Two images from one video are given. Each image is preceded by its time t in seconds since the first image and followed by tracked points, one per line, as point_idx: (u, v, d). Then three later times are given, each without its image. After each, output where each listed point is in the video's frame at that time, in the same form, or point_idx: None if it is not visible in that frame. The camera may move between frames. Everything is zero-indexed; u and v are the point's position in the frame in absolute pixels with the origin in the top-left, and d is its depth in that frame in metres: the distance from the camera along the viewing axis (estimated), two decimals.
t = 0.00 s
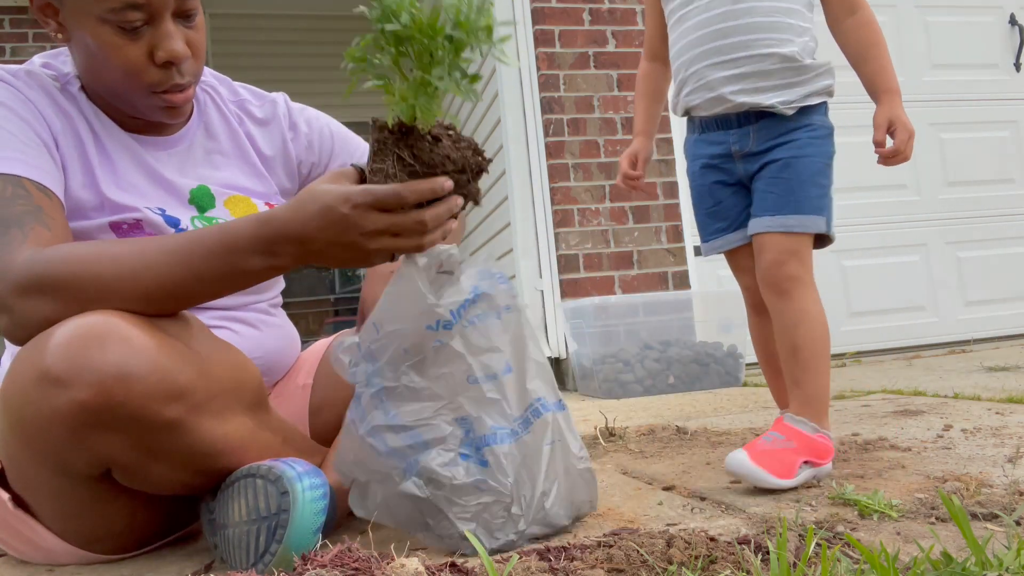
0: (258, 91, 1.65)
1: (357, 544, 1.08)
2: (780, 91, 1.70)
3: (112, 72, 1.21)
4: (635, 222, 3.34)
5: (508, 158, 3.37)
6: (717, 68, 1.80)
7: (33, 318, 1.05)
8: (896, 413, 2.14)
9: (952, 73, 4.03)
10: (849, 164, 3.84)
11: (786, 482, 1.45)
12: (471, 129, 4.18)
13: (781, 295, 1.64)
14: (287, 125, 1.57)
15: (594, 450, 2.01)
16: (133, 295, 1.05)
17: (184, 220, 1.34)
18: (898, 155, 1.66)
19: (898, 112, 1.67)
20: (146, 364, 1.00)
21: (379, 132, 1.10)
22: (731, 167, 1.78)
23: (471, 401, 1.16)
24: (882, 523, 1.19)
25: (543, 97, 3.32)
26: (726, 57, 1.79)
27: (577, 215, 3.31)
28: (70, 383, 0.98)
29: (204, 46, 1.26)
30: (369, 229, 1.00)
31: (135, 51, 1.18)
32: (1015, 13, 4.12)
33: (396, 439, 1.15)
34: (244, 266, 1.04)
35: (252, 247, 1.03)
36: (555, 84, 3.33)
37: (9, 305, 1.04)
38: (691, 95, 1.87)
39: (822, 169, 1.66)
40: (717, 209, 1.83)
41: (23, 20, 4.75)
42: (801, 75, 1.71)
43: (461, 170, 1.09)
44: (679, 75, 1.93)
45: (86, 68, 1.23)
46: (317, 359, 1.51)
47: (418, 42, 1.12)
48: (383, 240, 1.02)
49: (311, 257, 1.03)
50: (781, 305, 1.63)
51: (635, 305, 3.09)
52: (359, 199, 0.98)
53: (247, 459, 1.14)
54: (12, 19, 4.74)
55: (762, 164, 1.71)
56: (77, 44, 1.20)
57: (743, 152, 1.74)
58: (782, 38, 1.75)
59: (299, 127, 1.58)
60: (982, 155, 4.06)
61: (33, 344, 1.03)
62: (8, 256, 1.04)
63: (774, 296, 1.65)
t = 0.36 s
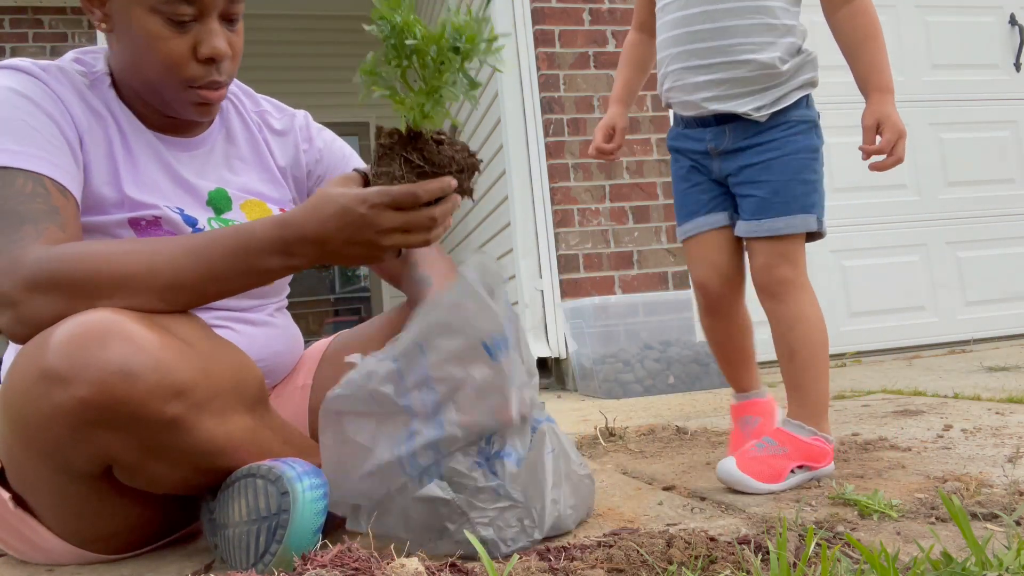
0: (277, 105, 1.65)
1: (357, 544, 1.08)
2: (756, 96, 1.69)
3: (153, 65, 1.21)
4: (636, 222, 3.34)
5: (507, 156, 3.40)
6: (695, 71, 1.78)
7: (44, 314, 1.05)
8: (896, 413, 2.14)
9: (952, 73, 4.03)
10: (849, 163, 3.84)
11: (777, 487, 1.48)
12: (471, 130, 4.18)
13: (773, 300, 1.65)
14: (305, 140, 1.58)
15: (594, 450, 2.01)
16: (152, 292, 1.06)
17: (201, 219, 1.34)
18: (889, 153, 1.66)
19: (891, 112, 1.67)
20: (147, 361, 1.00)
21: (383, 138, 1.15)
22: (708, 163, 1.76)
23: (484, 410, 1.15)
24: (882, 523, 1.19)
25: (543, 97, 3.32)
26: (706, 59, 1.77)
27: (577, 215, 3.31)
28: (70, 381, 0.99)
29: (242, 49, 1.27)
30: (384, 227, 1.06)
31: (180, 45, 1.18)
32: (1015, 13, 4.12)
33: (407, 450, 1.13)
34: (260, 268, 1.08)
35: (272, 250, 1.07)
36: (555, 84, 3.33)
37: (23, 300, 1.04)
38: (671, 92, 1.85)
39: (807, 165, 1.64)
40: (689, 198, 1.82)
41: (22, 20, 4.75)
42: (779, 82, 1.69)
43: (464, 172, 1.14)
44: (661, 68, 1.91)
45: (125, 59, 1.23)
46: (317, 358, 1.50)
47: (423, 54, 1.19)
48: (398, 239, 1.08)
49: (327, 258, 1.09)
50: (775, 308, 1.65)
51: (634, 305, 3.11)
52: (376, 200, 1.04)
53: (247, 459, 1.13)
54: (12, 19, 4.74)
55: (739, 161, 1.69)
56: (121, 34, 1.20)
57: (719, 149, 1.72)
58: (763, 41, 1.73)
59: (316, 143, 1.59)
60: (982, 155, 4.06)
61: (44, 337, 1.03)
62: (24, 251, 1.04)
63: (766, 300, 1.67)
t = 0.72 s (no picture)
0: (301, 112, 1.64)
1: (357, 544, 1.07)
2: (724, 101, 1.68)
3: (201, 65, 1.22)
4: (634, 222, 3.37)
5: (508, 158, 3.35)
6: (662, 75, 1.74)
7: (66, 291, 1.04)
8: (897, 412, 2.14)
9: (952, 73, 4.03)
10: (849, 163, 3.84)
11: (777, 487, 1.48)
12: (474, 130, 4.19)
13: (745, 305, 1.63)
14: (331, 149, 1.57)
15: (594, 450, 2.01)
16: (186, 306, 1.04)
17: (225, 224, 1.35)
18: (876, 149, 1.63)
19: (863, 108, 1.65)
20: (148, 361, 0.99)
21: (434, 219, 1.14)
22: (666, 169, 1.73)
23: (518, 427, 1.15)
24: (882, 523, 1.19)
25: (544, 97, 3.32)
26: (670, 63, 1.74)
27: (577, 215, 3.31)
28: (70, 380, 0.99)
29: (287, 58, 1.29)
30: (430, 302, 1.05)
31: (234, 45, 1.19)
32: (1015, 13, 4.12)
33: (438, 469, 1.11)
34: (293, 314, 1.03)
35: (311, 299, 1.02)
36: (555, 84, 3.33)
37: (56, 271, 1.03)
38: (631, 97, 1.79)
39: (764, 169, 1.65)
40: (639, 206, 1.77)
41: (22, 20, 4.75)
42: (745, 87, 1.70)
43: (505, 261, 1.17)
44: (619, 72, 1.85)
45: (173, 56, 1.24)
46: (317, 359, 1.50)
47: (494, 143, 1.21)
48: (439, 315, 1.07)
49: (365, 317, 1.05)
50: (749, 315, 1.63)
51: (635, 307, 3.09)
52: (430, 275, 1.03)
53: (247, 459, 1.13)
54: (12, 19, 4.74)
55: (700, 166, 1.67)
56: (174, 33, 1.22)
57: (679, 154, 1.70)
58: (726, 50, 1.73)
59: (342, 151, 1.58)
60: (982, 155, 4.06)
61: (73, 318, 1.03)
62: (64, 229, 1.03)
63: (739, 306, 1.65)
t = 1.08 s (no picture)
0: (304, 115, 1.62)
1: (356, 544, 1.07)
2: (690, 96, 1.73)
3: (224, 65, 1.23)
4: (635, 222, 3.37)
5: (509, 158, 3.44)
6: (632, 67, 1.75)
7: (84, 279, 1.03)
8: (897, 413, 2.14)
9: (952, 73, 4.03)
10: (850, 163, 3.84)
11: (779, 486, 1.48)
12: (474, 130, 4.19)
13: (716, 303, 1.65)
14: (342, 151, 1.57)
15: (594, 450, 2.01)
16: (199, 319, 1.03)
17: (241, 228, 1.35)
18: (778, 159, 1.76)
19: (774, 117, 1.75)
20: (147, 363, 0.99)
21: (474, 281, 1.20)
22: (632, 167, 1.73)
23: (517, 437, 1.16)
24: (882, 523, 1.19)
25: (544, 98, 3.32)
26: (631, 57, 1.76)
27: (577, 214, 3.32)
28: (71, 379, 0.99)
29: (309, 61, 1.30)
30: (431, 362, 1.09)
31: (257, 45, 1.20)
32: (1015, 13, 4.12)
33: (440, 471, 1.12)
34: (295, 348, 1.04)
35: (316, 335, 1.04)
36: (555, 84, 3.33)
37: (85, 253, 1.02)
38: (597, 92, 1.79)
39: (728, 169, 1.70)
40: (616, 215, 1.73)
41: (22, 20, 4.75)
42: (704, 84, 1.75)
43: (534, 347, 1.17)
44: (578, 67, 1.86)
45: (197, 56, 1.25)
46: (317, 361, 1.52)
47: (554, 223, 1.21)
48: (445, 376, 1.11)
49: (361, 360, 1.06)
50: (727, 313, 1.64)
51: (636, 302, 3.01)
52: (438, 334, 1.08)
53: (248, 459, 1.14)
54: (12, 19, 4.74)
55: (672, 164, 1.69)
56: (199, 32, 1.23)
57: (648, 152, 1.72)
58: (688, 48, 1.79)
59: (352, 151, 1.58)
60: (982, 155, 4.06)
61: (89, 310, 1.02)
62: (89, 221, 1.03)
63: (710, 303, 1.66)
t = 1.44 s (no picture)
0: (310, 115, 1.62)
1: (356, 543, 1.07)
2: (689, 109, 1.80)
3: (229, 65, 1.23)
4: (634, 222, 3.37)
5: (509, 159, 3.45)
6: (647, 75, 1.77)
7: (74, 283, 1.02)
8: (896, 413, 2.14)
9: (953, 73, 4.02)
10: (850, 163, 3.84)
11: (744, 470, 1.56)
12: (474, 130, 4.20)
13: (716, 282, 1.70)
14: (344, 150, 1.57)
15: (594, 450, 2.02)
16: (195, 313, 1.01)
17: (246, 227, 1.36)
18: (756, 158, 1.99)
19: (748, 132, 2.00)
20: (146, 361, 0.99)
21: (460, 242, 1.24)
22: (639, 168, 1.73)
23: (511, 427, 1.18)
24: (882, 523, 1.19)
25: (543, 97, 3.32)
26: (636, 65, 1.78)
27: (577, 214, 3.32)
28: (70, 379, 0.99)
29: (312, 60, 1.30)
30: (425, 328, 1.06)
31: (262, 45, 1.21)
32: (1015, 13, 4.12)
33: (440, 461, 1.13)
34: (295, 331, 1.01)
35: (313, 318, 1.01)
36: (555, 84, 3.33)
37: (70, 260, 1.01)
38: (615, 92, 1.76)
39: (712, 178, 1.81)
40: (616, 210, 1.70)
41: (22, 20, 4.75)
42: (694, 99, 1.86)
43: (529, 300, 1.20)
44: (580, 68, 1.83)
45: (201, 56, 1.26)
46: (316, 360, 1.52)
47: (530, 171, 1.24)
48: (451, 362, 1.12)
49: (357, 334, 1.04)
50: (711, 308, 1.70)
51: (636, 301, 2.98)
52: (430, 300, 1.05)
53: (247, 459, 1.13)
54: (12, 19, 4.74)
55: (676, 168, 1.74)
56: (204, 33, 1.23)
57: (656, 155, 1.73)
58: (683, 58, 1.85)
59: (354, 151, 1.59)
60: (981, 155, 4.06)
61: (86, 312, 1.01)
62: (79, 225, 1.02)
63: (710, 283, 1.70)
